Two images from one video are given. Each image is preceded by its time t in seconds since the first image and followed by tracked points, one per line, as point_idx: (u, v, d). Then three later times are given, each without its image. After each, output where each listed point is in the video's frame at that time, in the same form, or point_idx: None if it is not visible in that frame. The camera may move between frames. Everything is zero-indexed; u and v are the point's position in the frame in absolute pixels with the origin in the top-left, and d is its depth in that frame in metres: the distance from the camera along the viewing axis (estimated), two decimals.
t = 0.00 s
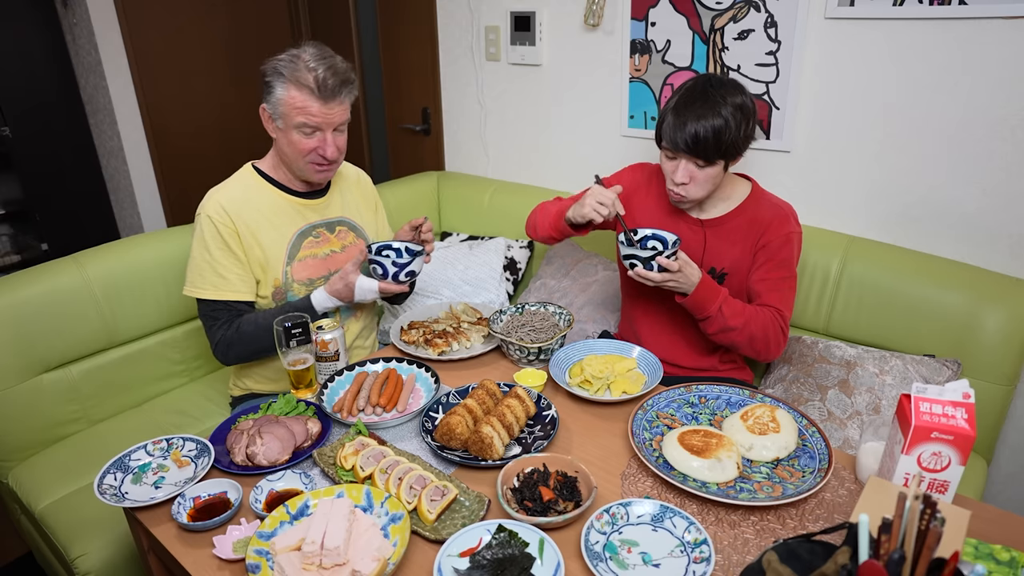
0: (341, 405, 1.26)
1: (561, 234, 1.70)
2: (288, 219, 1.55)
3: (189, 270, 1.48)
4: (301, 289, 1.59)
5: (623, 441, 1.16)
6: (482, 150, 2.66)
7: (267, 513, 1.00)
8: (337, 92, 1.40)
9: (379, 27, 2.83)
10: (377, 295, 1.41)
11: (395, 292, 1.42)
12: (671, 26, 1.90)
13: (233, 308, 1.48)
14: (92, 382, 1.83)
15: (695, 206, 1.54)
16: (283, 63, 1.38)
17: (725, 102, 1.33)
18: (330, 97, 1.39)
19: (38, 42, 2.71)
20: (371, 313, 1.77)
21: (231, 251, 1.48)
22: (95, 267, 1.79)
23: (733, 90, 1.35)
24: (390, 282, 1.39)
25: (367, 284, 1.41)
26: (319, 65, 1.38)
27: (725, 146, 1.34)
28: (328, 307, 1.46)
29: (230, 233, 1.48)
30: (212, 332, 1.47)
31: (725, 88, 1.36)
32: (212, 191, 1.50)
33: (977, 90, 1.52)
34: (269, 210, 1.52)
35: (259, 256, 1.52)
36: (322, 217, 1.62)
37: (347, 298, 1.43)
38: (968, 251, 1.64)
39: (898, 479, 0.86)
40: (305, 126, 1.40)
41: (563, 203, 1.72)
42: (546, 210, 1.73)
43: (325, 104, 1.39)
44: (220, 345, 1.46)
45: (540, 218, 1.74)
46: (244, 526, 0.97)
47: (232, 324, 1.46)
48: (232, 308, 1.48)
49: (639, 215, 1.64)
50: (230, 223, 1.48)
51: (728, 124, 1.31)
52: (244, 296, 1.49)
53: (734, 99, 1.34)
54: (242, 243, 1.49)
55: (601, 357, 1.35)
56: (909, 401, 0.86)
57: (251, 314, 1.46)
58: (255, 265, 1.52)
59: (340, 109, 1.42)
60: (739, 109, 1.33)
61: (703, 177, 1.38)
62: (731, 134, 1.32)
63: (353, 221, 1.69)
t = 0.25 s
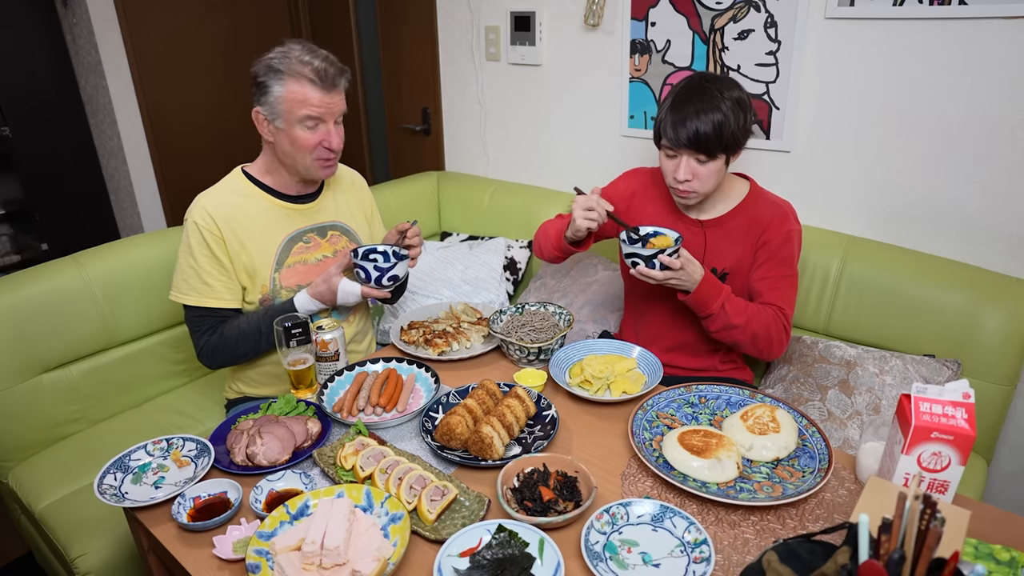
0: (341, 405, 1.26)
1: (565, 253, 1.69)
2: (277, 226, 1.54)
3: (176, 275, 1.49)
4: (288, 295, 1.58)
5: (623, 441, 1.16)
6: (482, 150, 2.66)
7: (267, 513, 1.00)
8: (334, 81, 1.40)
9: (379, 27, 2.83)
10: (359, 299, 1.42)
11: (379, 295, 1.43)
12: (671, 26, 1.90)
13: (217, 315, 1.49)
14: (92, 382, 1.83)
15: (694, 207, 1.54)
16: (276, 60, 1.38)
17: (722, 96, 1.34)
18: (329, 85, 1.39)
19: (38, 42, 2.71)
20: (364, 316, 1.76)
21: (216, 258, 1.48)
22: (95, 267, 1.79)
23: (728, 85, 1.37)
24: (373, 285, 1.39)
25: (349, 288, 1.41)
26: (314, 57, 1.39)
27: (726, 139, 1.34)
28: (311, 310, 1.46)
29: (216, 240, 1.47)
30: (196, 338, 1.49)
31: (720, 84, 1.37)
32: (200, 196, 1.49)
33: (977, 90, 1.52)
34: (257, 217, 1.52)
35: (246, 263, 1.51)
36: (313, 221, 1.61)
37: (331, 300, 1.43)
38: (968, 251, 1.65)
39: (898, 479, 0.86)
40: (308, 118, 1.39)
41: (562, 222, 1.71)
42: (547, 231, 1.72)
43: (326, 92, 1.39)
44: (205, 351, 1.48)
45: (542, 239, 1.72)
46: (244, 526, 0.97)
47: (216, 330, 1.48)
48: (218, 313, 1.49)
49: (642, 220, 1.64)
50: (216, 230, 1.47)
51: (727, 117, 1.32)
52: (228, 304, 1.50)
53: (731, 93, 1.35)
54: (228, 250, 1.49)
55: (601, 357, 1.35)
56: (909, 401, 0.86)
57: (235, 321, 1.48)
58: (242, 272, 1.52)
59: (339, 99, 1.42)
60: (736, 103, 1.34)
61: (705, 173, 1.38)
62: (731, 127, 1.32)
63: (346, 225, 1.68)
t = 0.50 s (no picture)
0: (341, 405, 1.26)
1: (565, 253, 1.68)
2: (272, 225, 1.54)
3: (169, 269, 1.50)
4: (280, 295, 1.57)
5: (623, 441, 1.16)
6: (482, 150, 2.66)
7: (267, 513, 1.00)
8: (300, 61, 1.41)
9: (380, 27, 2.83)
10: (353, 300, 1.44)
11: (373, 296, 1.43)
12: (671, 26, 1.90)
13: (209, 311, 1.49)
14: (92, 382, 1.83)
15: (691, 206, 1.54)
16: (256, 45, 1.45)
17: (717, 91, 1.34)
18: (293, 63, 1.40)
19: (38, 42, 2.71)
20: (362, 313, 1.76)
21: (209, 254, 1.48)
22: (95, 267, 1.79)
23: (724, 83, 1.37)
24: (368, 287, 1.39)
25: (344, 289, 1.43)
26: (288, 41, 1.43)
27: (720, 134, 1.34)
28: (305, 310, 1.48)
29: (209, 236, 1.48)
30: (186, 334, 1.48)
31: (715, 79, 1.37)
32: (198, 193, 1.50)
33: (977, 90, 1.52)
34: (252, 215, 1.52)
35: (239, 261, 1.52)
36: (310, 222, 1.61)
37: (324, 301, 1.45)
38: (967, 251, 1.65)
39: (898, 479, 0.86)
40: (270, 96, 1.41)
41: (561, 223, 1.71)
42: (547, 232, 1.71)
43: (288, 69, 1.40)
44: (195, 347, 1.47)
45: (542, 240, 1.72)
46: (244, 526, 0.97)
47: (207, 327, 1.48)
48: (209, 310, 1.49)
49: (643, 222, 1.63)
50: (210, 226, 1.48)
51: (721, 111, 1.32)
52: (220, 301, 1.50)
53: (726, 90, 1.35)
54: (221, 247, 1.49)
55: (601, 357, 1.35)
56: (909, 401, 0.86)
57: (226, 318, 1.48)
58: (234, 270, 1.52)
59: (307, 79, 1.42)
60: (731, 99, 1.35)
61: (697, 166, 1.37)
62: (725, 122, 1.33)
63: (344, 227, 1.67)
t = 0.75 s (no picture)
0: (341, 405, 1.26)
1: (566, 245, 1.67)
2: (275, 223, 1.54)
3: (171, 265, 1.51)
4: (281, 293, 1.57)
5: (623, 441, 1.16)
6: (482, 150, 2.66)
7: (267, 513, 1.00)
8: (328, 66, 1.40)
9: (380, 27, 2.83)
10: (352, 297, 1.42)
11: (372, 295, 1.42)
12: (671, 26, 1.90)
13: (210, 307, 1.49)
14: (92, 382, 1.83)
15: (690, 206, 1.54)
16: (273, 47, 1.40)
17: (712, 95, 1.34)
18: (322, 69, 1.39)
19: (37, 41, 2.71)
20: (364, 315, 1.76)
21: (210, 251, 1.48)
22: (95, 267, 1.79)
23: (719, 87, 1.37)
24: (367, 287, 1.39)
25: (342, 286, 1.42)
26: (309, 45, 1.40)
27: (713, 137, 1.34)
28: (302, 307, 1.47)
29: (211, 233, 1.48)
30: (186, 329, 1.49)
31: (711, 83, 1.37)
32: (201, 190, 1.50)
33: (977, 90, 1.52)
34: (255, 213, 1.51)
35: (240, 258, 1.52)
36: (312, 221, 1.60)
37: (322, 297, 1.45)
38: (967, 250, 1.65)
39: (898, 479, 0.86)
40: (300, 103, 1.38)
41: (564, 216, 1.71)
42: (549, 226, 1.71)
43: (318, 75, 1.38)
44: (194, 343, 1.47)
45: (543, 233, 1.72)
46: (244, 526, 0.97)
47: (206, 323, 1.48)
48: (210, 307, 1.50)
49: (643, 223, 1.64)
50: (212, 223, 1.48)
51: (715, 116, 1.32)
52: (221, 297, 1.50)
53: (721, 94, 1.35)
54: (223, 244, 1.49)
55: (601, 357, 1.35)
56: (909, 401, 0.86)
57: (226, 314, 1.49)
58: (235, 267, 1.52)
59: (333, 84, 1.41)
60: (725, 103, 1.35)
61: (690, 168, 1.37)
62: (718, 126, 1.33)
63: (346, 226, 1.66)
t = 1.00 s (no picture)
0: (341, 405, 1.26)
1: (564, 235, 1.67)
2: (285, 227, 1.54)
3: (178, 271, 1.50)
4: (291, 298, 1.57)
5: (623, 441, 1.16)
6: (482, 150, 2.66)
7: (267, 513, 1.00)
8: (361, 82, 1.46)
9: (380, 27, 2.83)
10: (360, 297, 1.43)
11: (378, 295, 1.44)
12: (671, 26, 1.90)
13: (217, 312, 1.49)
14: (91, 382, 1.83)
15: (690, 206, 1.54)
16: (302, 61, 1.41)
17: (712, 95, 1.34)
18: (357, 86, 1.44)
19: (37, 41, 2.71)
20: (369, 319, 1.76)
21: (220, 257, 1.48)
22: (95, 267, 1.79)
23: (719, 87, 1.37)
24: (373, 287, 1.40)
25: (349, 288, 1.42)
26: (339, 59, 1.43)
27: (714, 137, 1.34)
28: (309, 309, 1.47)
29: (221, 239, 1.48)
30: (194, 335, 1.49)
31: (711, 83, 1.37)
32: (208, 194, 1.50)
33: (978, 91, 1.52)
34: (264, 217, 1.52)
35: (250, 263, 1.52)
36: (321, 224, 1.61)
37: (329, 299, 1.45)
38: (967, 250, 1.65)
39: (898, 479, 0.86)
40: (338, 121, 1.42)
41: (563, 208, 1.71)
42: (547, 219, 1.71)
43: (355, 93, 1.44)
44: (202, 348, 1.47)
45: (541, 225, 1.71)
46: (244, 526, 0.97)
47: (214, 328, 1.48)
48: (218, 312, 1.49)
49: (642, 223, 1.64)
50: (221, 229, 1.47)
51: (716, 115, 1.32)
52: (230, 303, 1.50)
53: (722, 94, 1.35)
54: (233, 249, 1.49)
55: (601, 357, 1.35)
56: (909, 401, 0.86)
57: (234, 319, 1.48)
58: (244, 272, 1.52)
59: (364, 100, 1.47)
60: (726, 103, 1.35)
61: (691, 168, 1.37)
62: (719, 126, 1.33)
63: (354, 228, 1.68)
